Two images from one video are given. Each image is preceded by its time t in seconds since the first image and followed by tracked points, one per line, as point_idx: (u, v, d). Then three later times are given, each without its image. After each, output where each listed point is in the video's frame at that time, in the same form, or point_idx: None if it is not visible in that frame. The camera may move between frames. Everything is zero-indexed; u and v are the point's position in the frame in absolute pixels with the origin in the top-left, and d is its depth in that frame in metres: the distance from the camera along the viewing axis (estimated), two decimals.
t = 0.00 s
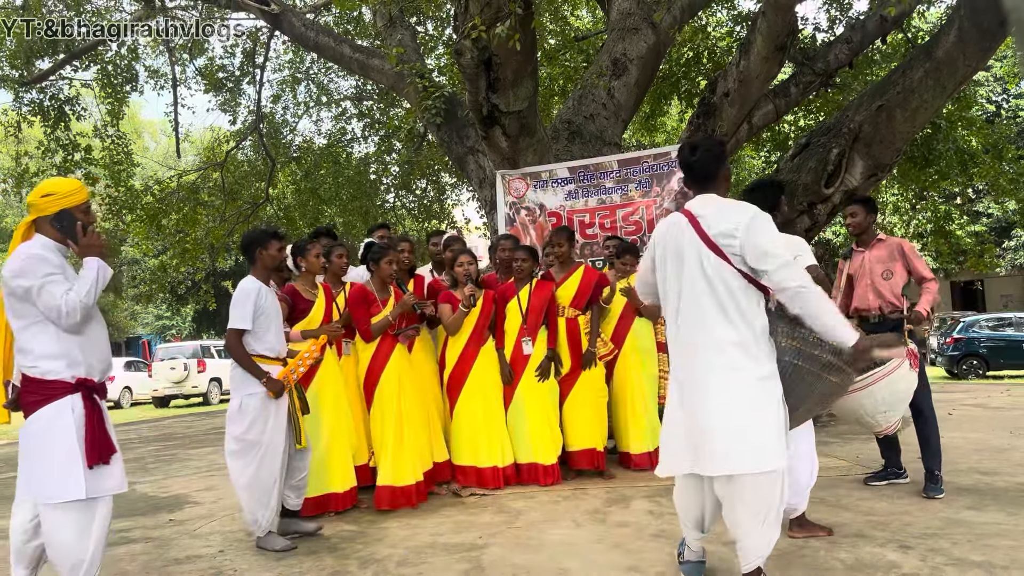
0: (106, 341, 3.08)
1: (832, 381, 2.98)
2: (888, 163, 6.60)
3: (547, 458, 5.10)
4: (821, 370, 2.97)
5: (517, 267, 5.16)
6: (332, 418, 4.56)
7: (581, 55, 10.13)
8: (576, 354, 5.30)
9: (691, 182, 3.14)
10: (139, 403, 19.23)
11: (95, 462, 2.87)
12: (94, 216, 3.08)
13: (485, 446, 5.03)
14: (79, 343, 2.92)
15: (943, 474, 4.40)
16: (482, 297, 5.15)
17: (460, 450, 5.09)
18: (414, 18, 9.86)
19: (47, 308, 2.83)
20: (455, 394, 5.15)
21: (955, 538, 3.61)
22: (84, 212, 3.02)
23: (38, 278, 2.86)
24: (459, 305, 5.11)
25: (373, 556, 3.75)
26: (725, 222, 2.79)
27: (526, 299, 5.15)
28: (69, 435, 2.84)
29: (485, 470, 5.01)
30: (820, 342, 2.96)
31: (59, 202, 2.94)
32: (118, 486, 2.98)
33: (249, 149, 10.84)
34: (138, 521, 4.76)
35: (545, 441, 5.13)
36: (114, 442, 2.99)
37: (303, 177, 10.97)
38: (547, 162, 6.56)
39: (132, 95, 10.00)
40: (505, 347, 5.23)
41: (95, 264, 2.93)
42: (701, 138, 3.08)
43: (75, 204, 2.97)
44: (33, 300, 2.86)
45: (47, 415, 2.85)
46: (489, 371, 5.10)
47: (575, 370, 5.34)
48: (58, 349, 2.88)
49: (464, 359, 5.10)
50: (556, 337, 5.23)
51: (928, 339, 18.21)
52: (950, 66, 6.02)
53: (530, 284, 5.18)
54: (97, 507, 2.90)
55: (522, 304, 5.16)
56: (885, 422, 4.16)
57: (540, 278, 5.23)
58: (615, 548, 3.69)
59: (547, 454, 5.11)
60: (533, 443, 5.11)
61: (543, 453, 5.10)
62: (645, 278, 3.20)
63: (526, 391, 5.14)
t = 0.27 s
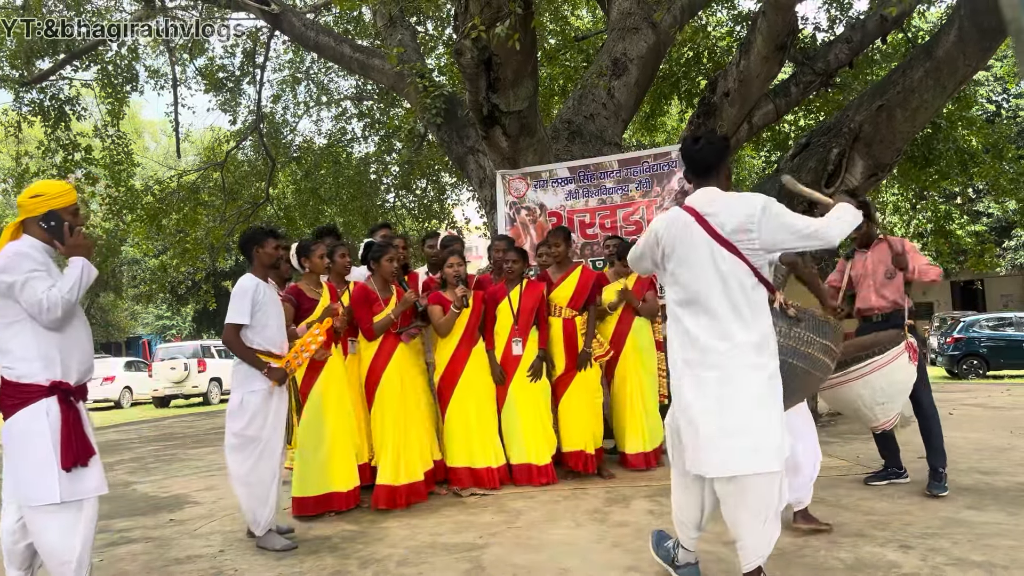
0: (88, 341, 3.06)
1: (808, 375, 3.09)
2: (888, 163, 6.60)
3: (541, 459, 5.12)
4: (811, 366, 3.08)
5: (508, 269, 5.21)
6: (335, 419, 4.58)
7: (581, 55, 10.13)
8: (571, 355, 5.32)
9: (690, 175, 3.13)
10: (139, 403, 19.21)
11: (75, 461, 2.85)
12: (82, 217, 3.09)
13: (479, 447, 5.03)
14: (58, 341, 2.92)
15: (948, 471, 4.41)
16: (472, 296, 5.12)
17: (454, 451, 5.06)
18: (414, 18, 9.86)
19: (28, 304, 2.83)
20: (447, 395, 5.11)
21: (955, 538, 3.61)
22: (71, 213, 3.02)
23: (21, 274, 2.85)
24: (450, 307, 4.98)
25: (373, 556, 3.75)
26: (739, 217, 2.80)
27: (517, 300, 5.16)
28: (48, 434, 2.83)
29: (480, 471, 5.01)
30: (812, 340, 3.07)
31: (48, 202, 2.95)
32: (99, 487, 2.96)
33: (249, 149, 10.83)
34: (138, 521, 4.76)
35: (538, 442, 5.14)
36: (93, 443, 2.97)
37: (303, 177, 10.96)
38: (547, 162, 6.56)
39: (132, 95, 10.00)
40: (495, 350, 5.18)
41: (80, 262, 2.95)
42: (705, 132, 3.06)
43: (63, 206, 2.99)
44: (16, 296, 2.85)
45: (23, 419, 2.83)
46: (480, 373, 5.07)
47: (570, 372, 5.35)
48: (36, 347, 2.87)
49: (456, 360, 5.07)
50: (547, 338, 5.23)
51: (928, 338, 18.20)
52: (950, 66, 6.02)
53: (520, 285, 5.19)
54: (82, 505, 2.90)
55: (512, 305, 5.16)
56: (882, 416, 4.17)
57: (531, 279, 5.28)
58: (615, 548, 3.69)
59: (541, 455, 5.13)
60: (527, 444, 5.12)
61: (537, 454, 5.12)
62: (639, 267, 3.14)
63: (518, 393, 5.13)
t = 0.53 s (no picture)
0: (77, 342, 3.06)
1: (791, 374, 3.13)
2: (889, 163, 6.60)
3: (540, 459, 5.11)
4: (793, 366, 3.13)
5: (502, 271, 5.24)
6: (338, 418, 4.57)
7: (581, 55, 10.12)
8: (574, 356, 5.32)
9: (680, 179, 3.13)
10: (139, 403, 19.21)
11: (66, 461, 2.85)
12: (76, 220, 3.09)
13: (478, 447, 5.02)
14: (47, 342, 2.92)
15: (950, 472, 4.38)
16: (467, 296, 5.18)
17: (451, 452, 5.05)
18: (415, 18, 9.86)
19: (19, 304, 2.83)
20: (445, 395, 5.09)
21: (955, 538, 3.61)
22: (66, 215, 3.02)
23: (12, 274, 2.85)
24: (446, 309, 5.08)
25: (373, 555, 3.75)
26: (732, 222, 2.86)
27: (515, 301, 5.19)
28: (38, 436, 2.84)
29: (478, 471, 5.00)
30: (796, 340, 3.12)
31: (43, 204, 2.96)
32: (91, 487, 2.95)
33: (250, 149, 10.82)
34: (139, 521, 4.76)
35: (537, 442, 5.13)
36: (84, 444, 2.96)
37: (303, 177, 10.96)
38: (548, 162, 6.56)
39: (132, 94, 10.00)
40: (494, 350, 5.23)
41: (71, 264, 2.95)
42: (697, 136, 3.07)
43: (58, 208, 2.99)
44: (6, 296, 2.85)
45: (12, 421, 2.83)
46: (478, 374, 5.08)
47: (573, 372, 5.35)
48: (25, 347, 2.86)
49: (453, 364, 5.07)
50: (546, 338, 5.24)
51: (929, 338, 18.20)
52: (951, 66, 6.02)
53: (518, 286, 5.23)
54: (76, 505, 2.89)
55: (510, 306, 5.19)
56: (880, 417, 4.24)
57: (528, 278, 5.30)
58: (615, 548, 3.69)
59: (541, 455, 5.12)
60: (526, 444, 5.12)
61: (536, 455, 5.11)
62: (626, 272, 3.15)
63: (517, 393, 5.13)
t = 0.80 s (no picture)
0: (77, 345, 3.06)
1: (763, 377, 3.22)
2: (889, 163, 6.62)
3: (544, 459, 5.12)
4: (763, 370, 3.21)
5: (507, 269, 5.25)
6: (344, 416, 4.58)
7: (582, 56, 10.12)
8: (580, 355, 5.34)
9: (655, 191, 3.27)
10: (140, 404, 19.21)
11: (68, 460, 2.85)
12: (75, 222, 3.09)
13: (480, 447, 5.00)
14: (47, 344, 2.92)
15: (950, 477, 4.38)
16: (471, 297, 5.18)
17: (454, 452, 5.04)
18: (416, 18, 9.87)
19: (21, 306, 2.83)
20: (450, 395, 5.09)
21: (956, 539, 3.61)
22: (65, 218, 3.03)
23: (13, 275, 2.86)
24: (449, 312, 5.05)
25: (373, 556, 3.75)
26: (704, 231, 3.03)
27: (519, 300, 5.19)
28: (39, 436, 2.83)
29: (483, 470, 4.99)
30: (767, 345, 3.18)
31: (44, 205, 2.97)
32: (92, 487, 2.96)
33: (251, 149, 10.82)
34: (139, 521, 4.77)
35: (541, 441, 5.13)
36: (85, 444, 2.96)
37: (304, 177, 10.96)
38: (549, 162, 6.56)
39: (134, 95, 10.01)
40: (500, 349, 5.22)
41: (71, 269, 2.89)
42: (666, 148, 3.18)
43: (57, 209, 3.00)
44: (7, 298, 2.85)
45: (12, 422, 2.82)
46: (483, 373, 5.08)
47: (579, 372, 5.35)
48: (26, 349, 2.86)
49: (459, 362, 5.06)
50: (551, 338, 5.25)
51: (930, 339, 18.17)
52: (952, 67, 6.01)
53: (522, 285, 5.23)
54: (78, 505, 2.90)
55: (515, 306, 5.20)
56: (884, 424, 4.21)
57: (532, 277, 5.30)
58: (616, 548, 3.69)
59: (545, 455, 5.13)
60: (529, 443, 5.12)
61: (540, 454, 5.11)
62: (609, 283, 3.34)
63: (522, 393, 5.14)
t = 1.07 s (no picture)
0: (78, 345, 3.06)
1: (748, 375, 3.24)
2: (890, 164, 6.61)
3: (549, 460, 5.12)
4: (749, 367, 3.23)
5: (516, 268, 5.19)
6: (348, 415, 4.59)
7: (583, 57, 10.12)
8: (586, 355, 5.34)
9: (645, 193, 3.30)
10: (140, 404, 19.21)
11: (72, 460, 2.85)
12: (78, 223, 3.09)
13: (486, 446, 5.00)
14: (48, 346, 2.92)
15: (952, 479, 4.37)
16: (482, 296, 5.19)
17: (459, 451, 5.05)
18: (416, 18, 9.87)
19: (23, 308, 2.83)
20: (459, 395, 5.11)
21: (958, 540, 3.60)
22: (69, 218, 3.03)
23: (16, 277, 2.85)
24: (460, 311, 5.13)
25: (374, 556, 3.76)
26: (690, 236, 3.07)
27: (529, 301, 5.17)
28: (41, 436, 2.83)
29: (487, 471, 4.98)
30: (750, 343, 3.21)
31: (47, 205, 2.97)
32: (95, 486, 2.96)
33: (251, 150, 10.82)
34: (140, 521, 4.77)
35: (546, 441, 5.14)
36: (89, 443, 2.96)
37: (305, 178, 10.97)
38: (549, 163, 6.56)
39: (135, 95, 10.01)
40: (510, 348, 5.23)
41: (75, 268, 2.92)
42: (654, 153, 3.21)
43: (60, 209, 3.00)
44: (9, 299, 2.85)
45: (13, 423, 2.82)
46: (491, 373, 5.10)
47: (585, 372, 5.36)
48: (27, 351, 2.86)
49: (469, 360, 5.10)
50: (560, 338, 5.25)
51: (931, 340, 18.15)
52: (953, 68, 5.99)
53: (532, 285, 5.22)
54: (82, 505, 2.90)
55: (525, 306, 5.18)
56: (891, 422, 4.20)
57: (544, 277, 5.29)
58: (617, 549, 3.69)
59: (549, 455, 5.13)
60: (534, 443, 5.12)
61: (545, 454, 5.11)
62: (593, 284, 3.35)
63: (530, 393, 5.15)
